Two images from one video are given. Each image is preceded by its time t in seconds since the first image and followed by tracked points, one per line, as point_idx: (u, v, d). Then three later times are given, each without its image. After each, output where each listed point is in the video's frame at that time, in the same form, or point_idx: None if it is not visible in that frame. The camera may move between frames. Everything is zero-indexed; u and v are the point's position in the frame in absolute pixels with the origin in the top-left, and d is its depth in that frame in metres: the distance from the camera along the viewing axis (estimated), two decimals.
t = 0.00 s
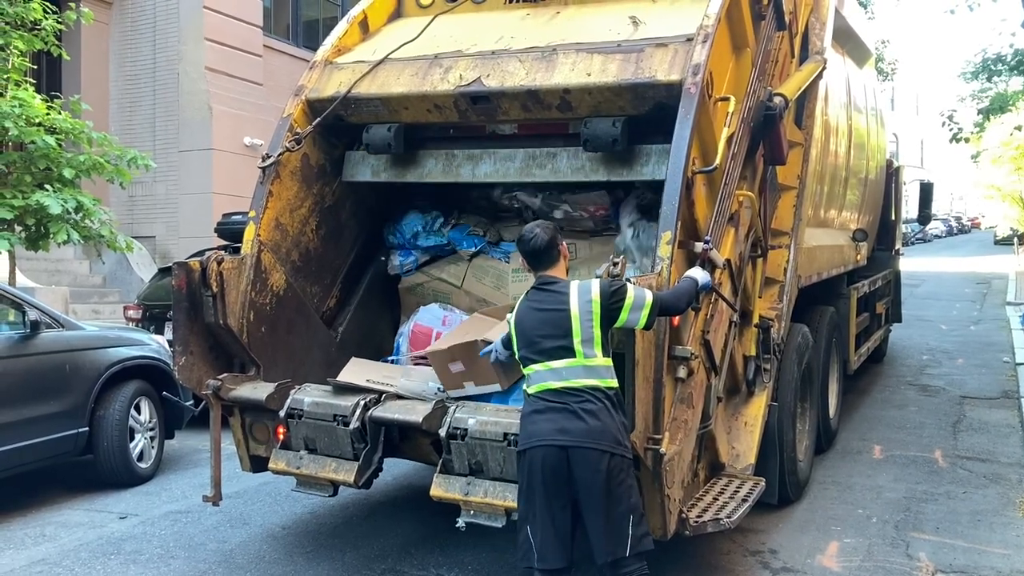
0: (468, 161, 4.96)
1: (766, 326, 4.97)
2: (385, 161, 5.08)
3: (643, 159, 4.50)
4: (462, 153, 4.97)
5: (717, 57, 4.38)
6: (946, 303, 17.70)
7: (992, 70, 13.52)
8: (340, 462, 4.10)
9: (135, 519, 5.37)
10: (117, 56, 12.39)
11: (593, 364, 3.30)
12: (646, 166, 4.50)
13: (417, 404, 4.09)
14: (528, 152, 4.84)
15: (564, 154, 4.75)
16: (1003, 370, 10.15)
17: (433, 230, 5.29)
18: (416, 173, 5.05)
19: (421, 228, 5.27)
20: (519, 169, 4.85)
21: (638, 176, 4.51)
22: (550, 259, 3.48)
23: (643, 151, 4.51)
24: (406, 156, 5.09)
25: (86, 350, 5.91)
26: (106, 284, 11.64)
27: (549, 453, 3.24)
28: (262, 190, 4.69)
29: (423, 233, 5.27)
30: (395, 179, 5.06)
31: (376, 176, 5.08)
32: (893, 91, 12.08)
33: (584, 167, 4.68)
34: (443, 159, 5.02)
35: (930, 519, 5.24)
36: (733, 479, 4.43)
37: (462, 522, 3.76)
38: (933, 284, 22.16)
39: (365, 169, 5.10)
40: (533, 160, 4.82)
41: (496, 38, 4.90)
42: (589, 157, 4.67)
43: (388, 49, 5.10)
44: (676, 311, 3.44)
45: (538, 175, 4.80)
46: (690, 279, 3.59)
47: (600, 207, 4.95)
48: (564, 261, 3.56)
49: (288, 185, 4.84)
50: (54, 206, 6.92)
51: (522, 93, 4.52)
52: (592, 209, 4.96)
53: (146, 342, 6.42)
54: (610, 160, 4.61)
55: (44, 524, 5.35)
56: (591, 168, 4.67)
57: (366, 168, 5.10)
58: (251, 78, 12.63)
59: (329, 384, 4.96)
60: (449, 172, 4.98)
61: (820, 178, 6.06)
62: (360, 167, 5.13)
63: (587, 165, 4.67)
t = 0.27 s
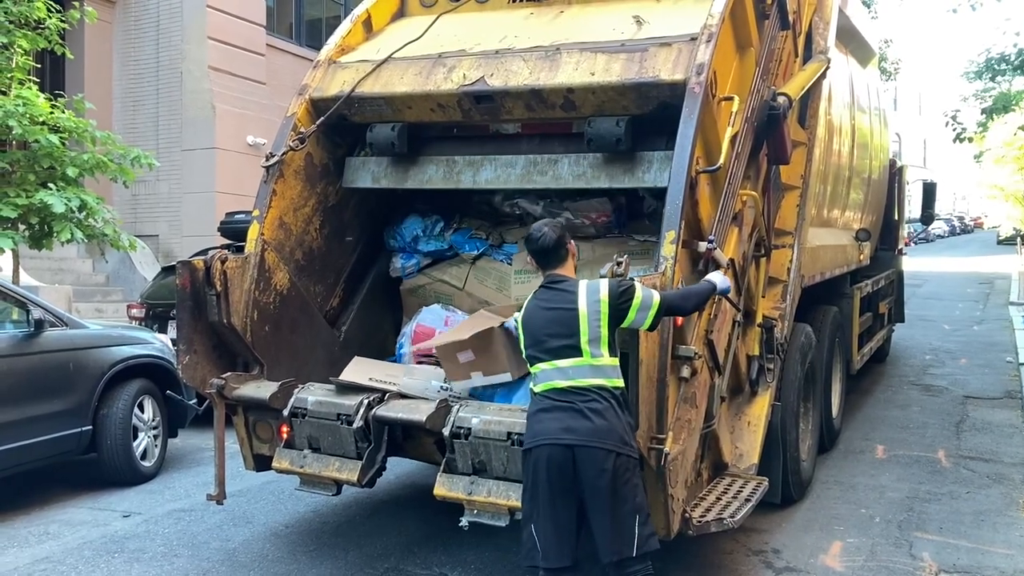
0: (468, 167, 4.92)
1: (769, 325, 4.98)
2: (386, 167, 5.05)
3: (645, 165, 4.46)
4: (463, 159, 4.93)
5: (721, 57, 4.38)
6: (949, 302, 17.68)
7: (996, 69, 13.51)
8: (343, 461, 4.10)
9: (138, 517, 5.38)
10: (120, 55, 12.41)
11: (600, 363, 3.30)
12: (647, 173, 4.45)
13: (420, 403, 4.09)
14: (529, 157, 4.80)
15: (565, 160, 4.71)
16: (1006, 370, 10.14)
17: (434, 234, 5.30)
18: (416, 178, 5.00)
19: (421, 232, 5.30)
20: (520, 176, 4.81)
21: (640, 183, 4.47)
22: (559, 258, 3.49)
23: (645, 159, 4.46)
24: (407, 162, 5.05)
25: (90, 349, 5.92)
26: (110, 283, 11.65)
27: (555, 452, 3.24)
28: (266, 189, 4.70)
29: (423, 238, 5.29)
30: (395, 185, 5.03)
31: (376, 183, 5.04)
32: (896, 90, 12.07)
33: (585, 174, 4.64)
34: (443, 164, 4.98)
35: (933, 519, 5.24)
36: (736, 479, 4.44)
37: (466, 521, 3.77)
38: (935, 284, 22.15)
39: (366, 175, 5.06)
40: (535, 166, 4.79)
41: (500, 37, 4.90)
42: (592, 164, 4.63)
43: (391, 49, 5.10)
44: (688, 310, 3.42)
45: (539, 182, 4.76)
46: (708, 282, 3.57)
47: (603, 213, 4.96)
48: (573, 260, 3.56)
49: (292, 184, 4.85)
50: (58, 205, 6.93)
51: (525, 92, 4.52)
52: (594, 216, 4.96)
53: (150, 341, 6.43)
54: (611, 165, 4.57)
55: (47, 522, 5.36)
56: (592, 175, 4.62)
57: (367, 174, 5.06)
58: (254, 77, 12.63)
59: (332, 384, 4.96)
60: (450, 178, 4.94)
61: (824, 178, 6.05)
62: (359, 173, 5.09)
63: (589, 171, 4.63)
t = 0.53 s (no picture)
0: (468, 175, 4.82)
1: (772, 325, 4.97)
2: (385, 174, 4.97)
3: (645, 173, 4.38)
4: (462, 166, 4.84)
5: (725, 56, 4.37)
6: (952, 302, 17.66)
7: (999, 68, 13.49)
8: (346, 460, 4.11)
9: (141, 515, 5.38)
10: (123, 54, 12.41)
11: (607, 362, 3.30)
12: (648, 181, 4.38)
13: (423, 402, 4.09)
14: (529, 165, 4.69)
15: (565, 167, 4.62)
16: (1009, 370, 10.13)
17: (434, 239, 5.31)
18: (414, 185, 4.91)
19: (422, 237, 5.31)
20: (520, 184, 4.70)
21: (640, 190, 4.39)
22: (565, 255, 3.48)
23: (645, 167, 4.40)
24: (407, 169, 4.96)
25: (93, 347, 5.92)
26: (113, 281, 11.66)
27: (563, 451, 3.24)
28: (268, 188, 4.70)
29: (424, 243, 5.30)
30: (394, 192, 4.94)
31: (375, 190, 4.98)
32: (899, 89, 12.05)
33: (585, 182, 4.55)
34: (443, 172, 4.88)
35: (935, 518, 5.24)
36: (739, 478, 4.44)
37: (468, 519, 3.77)
38: (938, 283, 22.12)
39: (364, 182, 5.01)
40: (535, 174, 4.68)
41: (503, 36, 4.89)
42: (591, 171, 4.55)
43: (394, 47, 5.10)
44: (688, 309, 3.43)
45: (540, 190, 4.65)
46: (711, 282, 3.56)
47: (603, 222, 4.99)
48: (579, 258, 3.55)
49: (295, 183, 4.85)
50: (61, 203, 6.94)
51: (528, 91, 4.52)
52: (595, 225, 5.00)
53: (152, 339, 6.44)
54: (611, 172, 4.51)
55: (51, 520, 5.36)
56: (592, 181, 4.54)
57: (366, 180, 5.00)
58: (257, 75, 12.64)
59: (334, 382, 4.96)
60: (449, 187, 4.84)
61: (827, 177, 6.05)
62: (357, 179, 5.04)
63: (590, 177, 4.55)
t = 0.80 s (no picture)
0: (466, 181, 4.81)
1: (775, 323, 4.97)
2: (383, 180, 4.97)
3: (645, 181, 4.36)
4: (461, 173, 4.82)
5: (728, 53, 4.36)
6: (956, 300, 17.64)
7: (1003, 67, 13.47)
8: (348, 458, 4.11)
9: (143, 513, 5.38)
10: (126, 51, 12.41)
11: (611, 361, 3.30)
12: (648, 189, 4.36)
13: (425, 400, 4.08)
14: (528, 171, 4.70)
15: (564, 175, 4.61)
16: (1013, 369, 10.11)
17: (434, 241, 5.27)
18: (413, 191, 4.90)
19: (422, 239, 5.26)
20: (519, 190, 4.69)
21: (641, 199, 4.37)
22: (570, 252, 3.47)
23: (645, 174, 4.37)
24: (405, 175, 4.95)
25: (95, 345, 5.92)
26: (115, 279, 11.67)
27: (566, 450, 3.23)
28: (271, 185, 4.70)
29: (424, 245, 5.25)
30: (392, 199, 4.94)
31: (373, 196, 4.98)
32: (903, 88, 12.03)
33: (585, 190, 4.54)
34: (442, 178, 4.86)
35: (938, 517, 5.23)
36: (741, 476, 4.43)
37: (470, 517, 3.77)
38: (941, 282, 22.09)
39: (362, 189, 5.01)
40: (533, 181, 4.67)
41: (506, 33, 4.89)
42: (590, 179, 4.53)
43: (397, 45, 5.09)
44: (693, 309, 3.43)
45: (538, 197, 4.65)
46: (717, 282, 3.55)
47: (604, 230, 4.87)
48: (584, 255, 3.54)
49: (297, 181, 4.85)
50: (63, 201, 6.93)
51: (531, 89, 4.51)
52: (595, 233, 4.88)
53: (154, 337, 6.43)
54: (610, 180, 4.48)
55: (53, 518, 5.37)
56: (592, 188, 4.52)
57: (363, 187, 5.00)
58: (260, 73, 12.64)
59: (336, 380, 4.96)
60: (447, 193, 4.83)
61: (830, 176, 6.03)
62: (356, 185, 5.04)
63: (589, 185, 4.53)
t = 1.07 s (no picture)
0: (464, 190, 4.75)
1: (778, 321, 4.96)
2: (380, 187, 4.94)
3: (645, 189, 4.31)
4: (459, 180, 4.76)
5: (730, 51, 4.35)
6: (958, 299, 17.62)
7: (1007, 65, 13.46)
8: (350, 456, 4.11)
9: (145, 511, 5.38)
10: (128, 50, 12.42)
11: (619, 362, 3.28)
12: (647, 197, 4.30)
13: (427, 399, 4.08)
14: (526, 179, 4.62)
15: (562, 182, 4.55)
16: (1015, 368, 10.10)
17: (433, 245, 5.26)
18: (410, 199, 4.86)
19: (420, 244, 5.28)
20: (518, 199, 4.62)
21: (640, 207, 4.32)
22: (580, 249, 3.42)
23: (645, 183, 4.32)
24: (403, 183, 4.90)
25: (97, 343, 5.92)
26: (117, 277, 11.67)
27: (570, 451, 3.22)
28: (272, 183, 4.70)
29: (423, 249, 5.27)
30: (389, 207, 4.91)
31: (370, 204, 4.95)
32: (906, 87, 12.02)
33: (584, 198, 4.48)
34: (440, 185, 4.80)
35: (941, 516, 5.22)
36: (743, 475, 4.42)
37: (472, 516, 3.77)
38: (944, 281, 22.07)
39: (360, 196, 4.98)
40: (532, 189, 4.60)
41: (508, 31, 4.88)
42: (589, 186, 4.47)
43: (399, 43, 5.08)
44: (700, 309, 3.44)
45: (536, 206, 4.58)
46: (726, 282, 3.57)
47: (605, 238, 4.76)
48: (592, 250, 3.50)
49: (299, 178, 4.84)
50: (65, 199, 6.93)
51: (533, 87, 4.50)
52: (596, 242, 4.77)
53: (156, 335, 6.43)
54: (610, 188, 4.41)
55: (55, 516, 5.37)
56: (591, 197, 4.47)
57: (361, 195, 4.97)
58: (262, 72, 12.64)
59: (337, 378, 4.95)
60: (445, 200, 4.77)
61: (832, 174, 6.02)
62: (353, 192, 5.00)
63: (587, 194, 4.48)
